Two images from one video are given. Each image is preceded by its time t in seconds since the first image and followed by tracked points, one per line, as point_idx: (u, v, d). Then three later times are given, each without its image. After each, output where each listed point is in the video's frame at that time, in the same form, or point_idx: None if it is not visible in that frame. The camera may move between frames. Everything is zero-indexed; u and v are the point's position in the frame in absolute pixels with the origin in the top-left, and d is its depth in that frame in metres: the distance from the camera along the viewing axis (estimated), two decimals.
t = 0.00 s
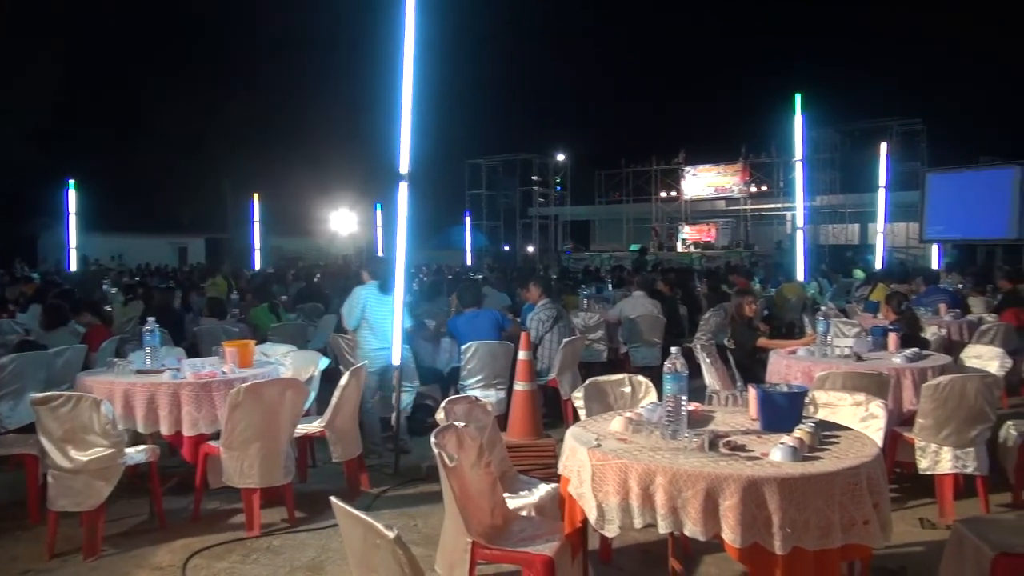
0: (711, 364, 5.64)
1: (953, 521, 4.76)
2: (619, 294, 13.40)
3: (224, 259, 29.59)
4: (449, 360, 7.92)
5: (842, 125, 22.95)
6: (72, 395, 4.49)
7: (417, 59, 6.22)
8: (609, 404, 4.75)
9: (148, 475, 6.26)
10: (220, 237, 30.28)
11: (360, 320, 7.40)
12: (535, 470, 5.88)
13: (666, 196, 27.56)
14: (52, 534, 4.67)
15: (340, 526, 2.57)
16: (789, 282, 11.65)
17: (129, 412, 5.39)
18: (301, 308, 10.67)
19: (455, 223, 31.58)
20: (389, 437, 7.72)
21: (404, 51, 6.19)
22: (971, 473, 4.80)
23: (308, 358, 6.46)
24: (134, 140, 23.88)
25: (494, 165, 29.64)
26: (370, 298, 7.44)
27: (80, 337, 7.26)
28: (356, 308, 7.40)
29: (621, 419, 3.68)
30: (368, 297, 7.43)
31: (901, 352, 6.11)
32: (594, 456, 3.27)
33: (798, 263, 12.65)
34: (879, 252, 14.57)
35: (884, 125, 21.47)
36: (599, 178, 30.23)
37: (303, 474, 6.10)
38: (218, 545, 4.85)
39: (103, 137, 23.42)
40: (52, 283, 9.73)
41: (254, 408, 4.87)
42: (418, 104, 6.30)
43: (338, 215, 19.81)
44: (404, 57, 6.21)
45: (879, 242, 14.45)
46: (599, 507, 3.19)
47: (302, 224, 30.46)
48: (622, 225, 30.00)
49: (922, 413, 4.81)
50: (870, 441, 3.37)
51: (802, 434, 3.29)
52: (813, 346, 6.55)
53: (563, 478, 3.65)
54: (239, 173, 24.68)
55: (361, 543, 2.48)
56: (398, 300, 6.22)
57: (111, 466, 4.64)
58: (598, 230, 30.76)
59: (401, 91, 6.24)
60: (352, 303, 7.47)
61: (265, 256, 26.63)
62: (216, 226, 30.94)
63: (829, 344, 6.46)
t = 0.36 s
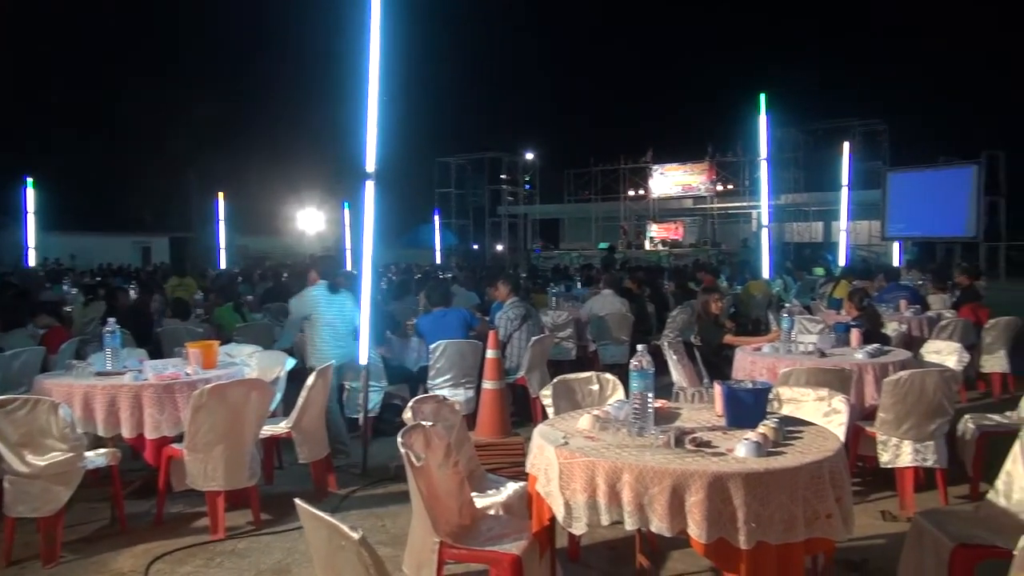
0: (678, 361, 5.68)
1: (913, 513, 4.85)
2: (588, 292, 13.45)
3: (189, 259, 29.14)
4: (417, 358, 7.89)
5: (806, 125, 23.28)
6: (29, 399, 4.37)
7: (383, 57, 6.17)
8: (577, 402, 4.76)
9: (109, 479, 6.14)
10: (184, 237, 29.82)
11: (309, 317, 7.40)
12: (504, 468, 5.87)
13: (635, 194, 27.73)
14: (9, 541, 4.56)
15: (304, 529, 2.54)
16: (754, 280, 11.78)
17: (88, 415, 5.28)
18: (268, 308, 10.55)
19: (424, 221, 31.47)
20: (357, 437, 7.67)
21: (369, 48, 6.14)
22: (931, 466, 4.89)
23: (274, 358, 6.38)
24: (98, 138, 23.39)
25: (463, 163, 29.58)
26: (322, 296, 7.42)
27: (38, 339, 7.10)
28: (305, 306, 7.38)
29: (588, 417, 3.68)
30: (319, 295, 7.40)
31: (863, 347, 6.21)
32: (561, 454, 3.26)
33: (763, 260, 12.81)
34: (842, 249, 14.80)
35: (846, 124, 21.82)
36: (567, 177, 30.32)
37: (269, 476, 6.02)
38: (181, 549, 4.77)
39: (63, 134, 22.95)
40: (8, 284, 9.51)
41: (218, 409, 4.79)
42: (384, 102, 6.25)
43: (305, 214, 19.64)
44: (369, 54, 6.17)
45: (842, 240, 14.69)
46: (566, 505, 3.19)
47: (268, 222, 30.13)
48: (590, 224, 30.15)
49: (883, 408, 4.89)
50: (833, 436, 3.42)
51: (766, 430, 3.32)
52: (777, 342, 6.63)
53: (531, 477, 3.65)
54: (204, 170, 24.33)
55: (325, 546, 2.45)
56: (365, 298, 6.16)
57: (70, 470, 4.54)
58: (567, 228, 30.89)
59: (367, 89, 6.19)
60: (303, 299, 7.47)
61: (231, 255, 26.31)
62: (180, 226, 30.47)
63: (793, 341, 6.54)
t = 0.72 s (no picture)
0: (647, 360, 5.73)
1: (877, 508, 4.93)
2: (559, 291, 13.49)
3: (154, 258, 28.66)
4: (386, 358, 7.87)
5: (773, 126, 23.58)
6: None
7: (351, 56, 6.12)
8: (547, 401, 4.77)
9: (72, 484, 6.03)
10: (149, 236, 29.34)
11: (258, 317, 7.36)
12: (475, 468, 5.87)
13: (605, 194, 27.87)
14: None
15: (272, 531, 2.51)
16: (723, 279, 11.88)
17: (50, 418, 5.17)
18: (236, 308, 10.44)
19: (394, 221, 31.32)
20: (326, 439, 7.61)
21: (337, 47, 6.08)
22: (894, 462, 4.97)
23: (242, 359, 6.31)
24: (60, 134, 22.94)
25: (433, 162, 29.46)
26: (270, 294, 7.37)
27: None
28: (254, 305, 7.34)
29: (558, 416, 3.68)
30: (266, 294, 7.35)
31: (828, 345, 6.31)
32: (531, 453, 3.27)
33: (730, 259, 12.95)
34: (808, 249, 15.01)
35: (812, 125, 22.13)
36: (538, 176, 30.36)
37: (237, 478, 5.95)
38: (147, 554, 4.70)
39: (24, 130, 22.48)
40: None
41: (184, 411, 4.72)
42: (353, 100, 6.20)
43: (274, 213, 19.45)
44: (338, 53, 6.11)
45: (808, 239, 14.89)
46: (536, 504, 3.19)
47: (236, 221, 29.79)
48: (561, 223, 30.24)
49: (847, 405, 4.96)
50: (798, 433, 3.46)
51: (733, 428, 3.35)
52: (745, 340, 6.70)
53: (501, 476, 3.64)
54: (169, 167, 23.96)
55: (292, 547, 2.43)
56: (335, 298, 6.11)
57: (31, 475, 4.42)
58: (537, 228, 30.99)
59: (336, 87, 6.13)
60: (253, 300, 7.42)
61: (198, 254, 25.96)
62: (145, 224, 29.99)
63: (760, 339, 6.63)
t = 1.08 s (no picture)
0: (619, 358, 5.76)
1: (844, 505, 5.00)
2: (532, 290, 13.51)
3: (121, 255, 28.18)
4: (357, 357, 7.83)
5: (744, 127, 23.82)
6: None
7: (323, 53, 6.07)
8: (520, 400, 4.77)
9: (35, 485, 5.91)
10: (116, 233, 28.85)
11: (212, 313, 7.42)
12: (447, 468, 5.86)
13: (578, 193, 27.97)
14: None
15: (240, 531, 2.48)
16: (695, 278, 11.94)
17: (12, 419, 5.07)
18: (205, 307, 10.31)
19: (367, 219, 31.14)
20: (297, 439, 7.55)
21: (309, 44, 6.02)
22: (860, 459, 5.05)
23: (210, 359, 6.23)
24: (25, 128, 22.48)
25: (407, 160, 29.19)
26: (218, 291, 7.35)
27: None
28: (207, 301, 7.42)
29: (529, 416, 3.69)
30: (214, 290, 7.37)
31: (797, 345, 6.39)
32: (502, 452, 3.27)
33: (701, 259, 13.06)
34: (778, 249, 15.18)
35: (782, 127, 22.39)
36: (511, 176, 30.36)
37: (205, 479, 5.88)
38: (113, 557, 4.62)
39: None
40: None
41: (151, 411, 4.66)
42: (324, 98, 6.15)
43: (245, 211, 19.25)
44: (310, 49, 6.05)
45: (778, 239, 15.06)
46: (507, 503, 3.20)
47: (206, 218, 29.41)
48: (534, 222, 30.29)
49: (815, 403, 5.03)
50: (767, 431, 3.50)
51: (703, 426, 3.38)
52: (715, 340, 6.76)
53: (473, 476, 3.64)
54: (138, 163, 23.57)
55: (261, 548, 2.40)
56: (305, 297, 6.06)
57: None
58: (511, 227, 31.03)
59: (307, 85, 6.08)
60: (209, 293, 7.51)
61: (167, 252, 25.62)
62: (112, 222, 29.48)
63: (730, 338, 6.69)
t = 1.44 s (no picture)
0: (591, 358, 5.77)
1: (812, 502, 5.07)
2: (505, 290, 13.51)
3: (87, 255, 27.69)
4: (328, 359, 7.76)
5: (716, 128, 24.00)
6: None
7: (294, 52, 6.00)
8: (492, 400, 4.77)
9: None
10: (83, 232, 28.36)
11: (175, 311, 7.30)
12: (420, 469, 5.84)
13: (552, 193, 28.01)
14: None
15: (206, 535, 2.45)
16: (667, 278, 12.03)
17: None
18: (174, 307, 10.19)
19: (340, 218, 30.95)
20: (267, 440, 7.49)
21: (280, 43, 5.95)
22: (828, 456, 5.11)
23: (179, 361, 6.16)
24: None
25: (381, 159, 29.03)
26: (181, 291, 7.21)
27: None
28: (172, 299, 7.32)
29: (501, 416, 3.69)
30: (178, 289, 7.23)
31: (766, 344, 6.45)
32: (474, 452, 3.27)
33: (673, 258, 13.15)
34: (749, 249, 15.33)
35: (753, 129, 22.60)
36: (485, 175, 30.32)
37: (174, 483, 5.81)
38: (78, 561, 4.55)
39: None
40: None
41: (117, 414, 4.59)
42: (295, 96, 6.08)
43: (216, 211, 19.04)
44: (280, 47, 5.99)
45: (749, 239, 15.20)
46: (479, 504, 3.19)
47: (176, 218, 29.01)
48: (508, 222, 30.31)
49: (784, 402, 5.09)
50: (736, 430, 3.53)
51: (673, 426, 3.41)
52: (687, 339, 6.80)
53: (445, 476, 3.63)
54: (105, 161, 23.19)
55: (228, 551, 2.37)
56: (276, 297, 5.99)
57: None
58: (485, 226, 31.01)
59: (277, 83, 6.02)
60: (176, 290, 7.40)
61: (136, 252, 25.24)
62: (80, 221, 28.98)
63: (702, 337, 6.74)
